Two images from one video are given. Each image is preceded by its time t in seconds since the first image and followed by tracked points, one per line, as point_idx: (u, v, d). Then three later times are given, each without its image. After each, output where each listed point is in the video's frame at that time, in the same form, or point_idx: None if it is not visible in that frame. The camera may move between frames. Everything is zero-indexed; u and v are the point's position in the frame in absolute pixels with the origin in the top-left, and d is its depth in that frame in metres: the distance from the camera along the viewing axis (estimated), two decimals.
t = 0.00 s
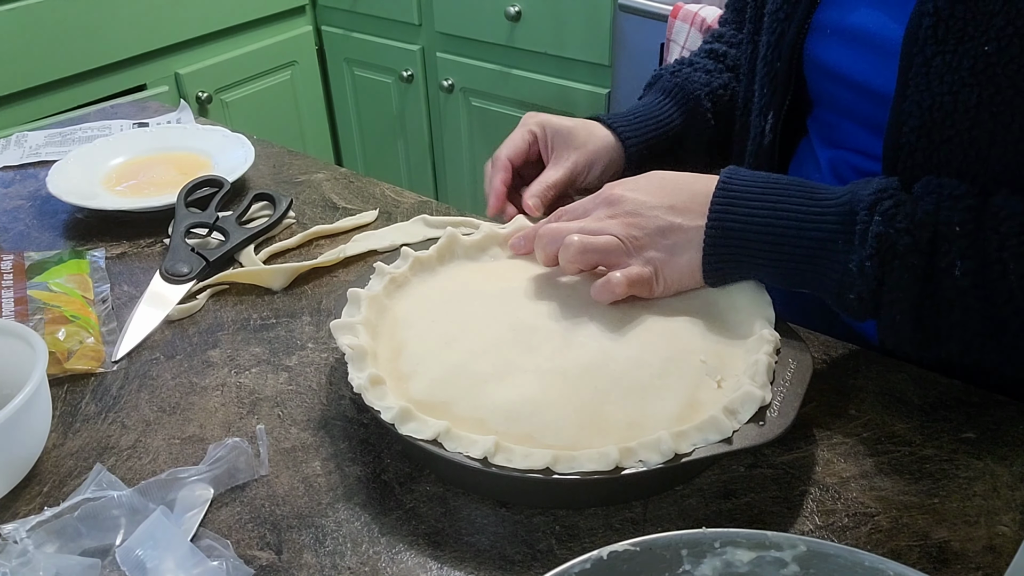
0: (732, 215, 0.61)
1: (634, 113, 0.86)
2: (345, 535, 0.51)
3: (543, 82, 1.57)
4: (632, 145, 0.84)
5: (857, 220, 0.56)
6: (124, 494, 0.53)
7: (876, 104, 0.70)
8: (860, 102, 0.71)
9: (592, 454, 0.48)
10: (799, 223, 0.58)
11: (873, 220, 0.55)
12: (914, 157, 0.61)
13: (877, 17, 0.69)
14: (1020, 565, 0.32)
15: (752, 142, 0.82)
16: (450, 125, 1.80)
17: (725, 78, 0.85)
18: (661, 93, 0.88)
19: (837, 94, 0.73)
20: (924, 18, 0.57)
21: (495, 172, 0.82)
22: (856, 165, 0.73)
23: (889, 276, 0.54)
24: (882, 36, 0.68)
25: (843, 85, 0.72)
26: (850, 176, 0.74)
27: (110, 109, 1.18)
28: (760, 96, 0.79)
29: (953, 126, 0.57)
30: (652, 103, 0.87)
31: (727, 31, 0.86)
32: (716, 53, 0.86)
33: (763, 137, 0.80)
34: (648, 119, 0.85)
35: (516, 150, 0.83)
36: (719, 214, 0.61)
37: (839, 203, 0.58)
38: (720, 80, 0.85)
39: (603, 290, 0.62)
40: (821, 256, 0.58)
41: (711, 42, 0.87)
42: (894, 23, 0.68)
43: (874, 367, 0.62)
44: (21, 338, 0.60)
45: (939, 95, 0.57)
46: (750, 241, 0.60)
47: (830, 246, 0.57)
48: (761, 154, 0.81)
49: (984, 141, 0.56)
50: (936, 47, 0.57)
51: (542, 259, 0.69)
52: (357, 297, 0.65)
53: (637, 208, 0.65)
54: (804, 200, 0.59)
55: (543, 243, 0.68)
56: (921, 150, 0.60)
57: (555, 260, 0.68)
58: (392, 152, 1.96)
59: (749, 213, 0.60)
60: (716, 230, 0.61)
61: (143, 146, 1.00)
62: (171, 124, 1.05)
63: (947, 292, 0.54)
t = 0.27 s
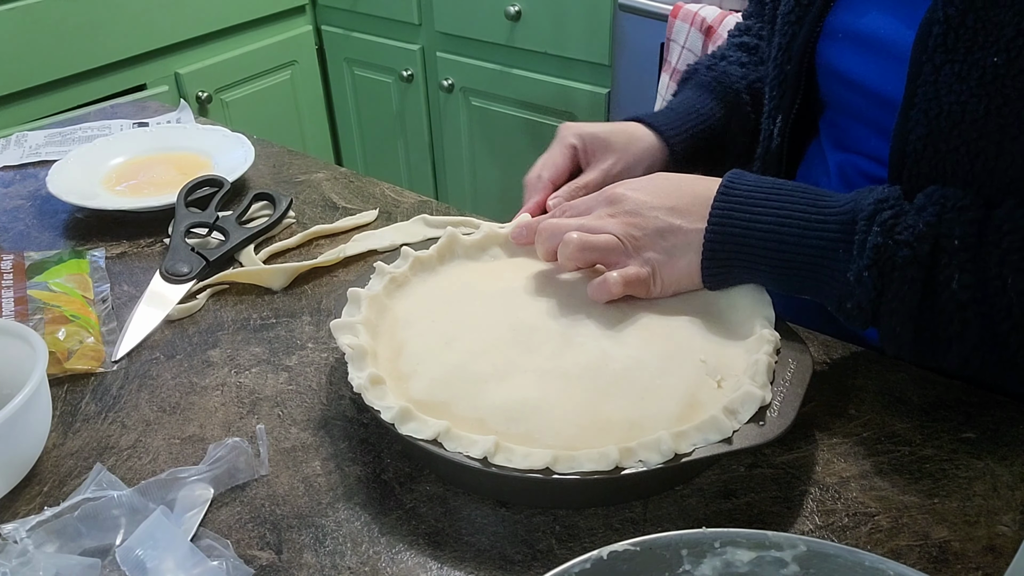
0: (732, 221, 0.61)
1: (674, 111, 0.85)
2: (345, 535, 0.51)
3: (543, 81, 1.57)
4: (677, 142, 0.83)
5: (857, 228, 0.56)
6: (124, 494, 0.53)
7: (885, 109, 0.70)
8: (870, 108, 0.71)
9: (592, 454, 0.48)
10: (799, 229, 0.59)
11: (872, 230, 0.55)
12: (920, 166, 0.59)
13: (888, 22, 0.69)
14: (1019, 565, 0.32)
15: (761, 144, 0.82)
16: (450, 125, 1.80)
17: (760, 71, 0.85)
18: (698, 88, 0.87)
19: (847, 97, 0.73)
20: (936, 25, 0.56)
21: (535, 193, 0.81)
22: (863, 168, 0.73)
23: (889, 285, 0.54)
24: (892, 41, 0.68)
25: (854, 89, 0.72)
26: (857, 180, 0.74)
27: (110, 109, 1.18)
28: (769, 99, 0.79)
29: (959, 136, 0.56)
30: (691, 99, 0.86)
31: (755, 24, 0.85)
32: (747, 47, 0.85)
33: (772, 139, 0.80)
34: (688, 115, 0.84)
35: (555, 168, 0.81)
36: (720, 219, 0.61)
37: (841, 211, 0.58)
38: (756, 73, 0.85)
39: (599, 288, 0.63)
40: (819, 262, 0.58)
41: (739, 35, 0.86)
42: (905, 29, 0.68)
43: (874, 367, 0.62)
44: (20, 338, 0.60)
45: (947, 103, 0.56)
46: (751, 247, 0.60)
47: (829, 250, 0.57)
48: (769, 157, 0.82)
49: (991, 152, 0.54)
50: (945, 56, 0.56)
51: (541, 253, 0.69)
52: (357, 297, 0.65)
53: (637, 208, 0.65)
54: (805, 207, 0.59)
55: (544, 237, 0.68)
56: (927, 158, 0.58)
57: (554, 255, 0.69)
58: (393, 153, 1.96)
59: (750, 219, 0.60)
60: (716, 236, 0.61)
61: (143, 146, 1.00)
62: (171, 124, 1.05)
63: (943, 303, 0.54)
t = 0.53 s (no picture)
0: (727, 225, 0.60)
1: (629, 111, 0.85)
2: (345, 535, 0.51)
3: (543, 82, 1.57)
4: (627, 147, 0.84)
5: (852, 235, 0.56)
6: (124, 494, 0.53)
7: (892, 107, 0.70)
8: (879, 106, 0.71)
9: (592, 454, 0.48)
10: (792, 234, 0.58)
11: (867, 236, 0.54)
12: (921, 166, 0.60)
13: (897, 21, 0.68)
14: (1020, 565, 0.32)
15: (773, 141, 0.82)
16: (450, 125, 1.80)
17: (723, 78, 0.85)
18: (655, 90, 0.87)
19: (857, 95, 0.73)
20: (939, 25, 0.55)
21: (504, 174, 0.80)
22: (870, 165, 0.74)
23: (884, 291, 0.54)
24: (899, 41, 0.68)
25: (863, 87, 0.72)
26: (867, 176, 0.74)
27: (110, 109, 1.18)
28: (781, 96, 0.79)
29: (961, 135, 0.56)
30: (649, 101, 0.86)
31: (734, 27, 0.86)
32: (718, 51, 0.86)
33: (783, 137, 0.80)
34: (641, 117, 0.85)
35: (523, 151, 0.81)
36: (715, 224, 0.60)
37: (837, 215, 0.57)
38: (718, 80, 0.85)
39: (592, 292, 0.62)
40: (813, 268, 0.57)
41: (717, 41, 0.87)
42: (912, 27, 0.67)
43: (875, 368, 0.62)
44: (21, 338, 0.60)
45: (949, 103, 0.56)
46: (746, 251, 0.60)
47: (825, 254, 0.57)
48: (780, 154, 0.82)
49: (994, 151, 0.55)
50: (948, 55, 0.55)
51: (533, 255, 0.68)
52: (357, 297, 0.65)
53: (631, 211, 0.65)
54: (800, 212, 0.59)
55: (536, 240, 0.67)
56: (929, 158, 0.59)
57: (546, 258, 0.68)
58: (393, 153, 1.96)
59: (745, 224, 0.60)
60: (711, 241, 0.60)
61: (143, 146, 1.00)
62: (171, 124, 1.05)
63: (939, 307, 0.54)
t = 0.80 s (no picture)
0: (756, 217, 0.60)
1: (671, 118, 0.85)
2: (345, 535, 0.51)
3: (543, 82, 1.57)
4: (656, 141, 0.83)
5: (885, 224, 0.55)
6: (123, 494, 0.53)
7: (898, 101, 0.70)
8: (881, 99, 0.71)
9: (592, 454, 0.48)
10: (823, 225, 0.58)
11: (903, 226, 0.54)
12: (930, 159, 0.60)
13: (903, 15, 0.68)
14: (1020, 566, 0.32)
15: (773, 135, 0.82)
16: (450, 125, 1.80)
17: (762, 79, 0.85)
18: (699, 96, 0.86)
19: (861, 89, 0.73)
20: (950, 19, 0.56)
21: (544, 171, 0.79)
22: (874, 159, 0.73)
23: (915, 283, 0.55)
24: (906, 34, 0.68)
25: (868, 81, 0.72)
26: (869, 171, 0.74)
27: (110, 109, 1.18)
28: (782, 89, 0.79)
29: (970, 129, 0.57)
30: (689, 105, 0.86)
31: (762, 28, 0.85)
32: (751, 51, 0.85)
33: (784, 130, 0.80)
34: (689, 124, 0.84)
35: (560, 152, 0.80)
36: (744, 216, 0.60)
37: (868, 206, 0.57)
38: (757, 81, 0.85)
39: (623, 286, 0.62)
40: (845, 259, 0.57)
41: (746, 39, 0.86)
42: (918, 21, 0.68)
43: (875, 368, 0.62)
44: (20, 338, 0.60)
45: (958, 97, 0.57)
46: (776, 243, 0.59)
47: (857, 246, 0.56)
48: (781, 148, 0.81)
49: (1003, 146, 0.55)
50: (959, 49, 0.56)
51: (559, 254, 0.67)
52: (357, 297, 0.65)
53: (660, 207, 0.64)
54: (831, 203, 0.59)
55: (564, 237, 0.66)
56: (937, 151, 0.59)
57: (574, 255, 0.67)
58: (393, 153, 1.96)
59: (774, 215, 0.59)
60: (740, 233, 0.60)
61: (143, 146, 1.00)
62: (171, 124, 1.05)
63: (969, 299, 0.55)
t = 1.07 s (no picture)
0: (760, 222, 0.60)
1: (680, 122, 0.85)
2: (345, 535, 0.51)
3: (543, 82, 1.57)
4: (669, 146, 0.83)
5: (887, 232, 0.55)
6: (124, 494, 0.53)
7: (908, 98, 0.70)
8: (892, 96, 0.71)
9: (592, 455, 0.48)
10: (825, 232, 0.58)
11: (905, 231, 0.54)
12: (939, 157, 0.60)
13: (915, 11, 0.69)
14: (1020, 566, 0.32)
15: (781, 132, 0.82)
16: (450, 125, 1.80)
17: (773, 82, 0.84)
18: (712, 101, 0.86)
19: (871, 85, 0.73)
20: (961, 17, 0.56)
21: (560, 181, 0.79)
22: (882, 156, 0.73)
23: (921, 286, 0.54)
24: (918, 30, 0.68)
25: (879, 77, 0.72)
26: (876, 168, 0.74)
27: (110, 109, 1.17)
28: (792, 85, 0.79)
29: (979, 128, 0.57)
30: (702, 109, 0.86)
31: (770, 30, 0.85)
32: (762, 54, 0.85)
33: (792, 127, 0.80)
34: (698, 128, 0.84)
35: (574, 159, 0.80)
36: (748, 220, 0.60)
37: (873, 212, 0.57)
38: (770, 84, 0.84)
39: (616, 291, 0.62)
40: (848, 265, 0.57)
41: (754, 41, 0.86)
42: (930, 18, 0.68)
43: (875, 368, 0.62)
44: (21, 338, 0.60)
45: (969, 95, 0.57)
46: (781, 249, 0.59)
47: (860, 253, 0.57)
48: (789, 146, 0.81)
49: (1014, 145, 0.55)
50: (970, 46, 0.56)
51: (559, 253, 0.68)
52: (358, 297, 0.65)
53: (658, 211, 0.64)
54: (835, 209, 0.59)
55: (563, 238, 0.67)
56: (946, 150, 0.59)
57: (572, 257, 0.67)
58: (393, 152, 1.96)
59: (778, 221, 0.59)
60: (744, 238, 0.60)
61: (143, 146, 1.00)
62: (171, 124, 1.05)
63: (978, 303, 0.53)
